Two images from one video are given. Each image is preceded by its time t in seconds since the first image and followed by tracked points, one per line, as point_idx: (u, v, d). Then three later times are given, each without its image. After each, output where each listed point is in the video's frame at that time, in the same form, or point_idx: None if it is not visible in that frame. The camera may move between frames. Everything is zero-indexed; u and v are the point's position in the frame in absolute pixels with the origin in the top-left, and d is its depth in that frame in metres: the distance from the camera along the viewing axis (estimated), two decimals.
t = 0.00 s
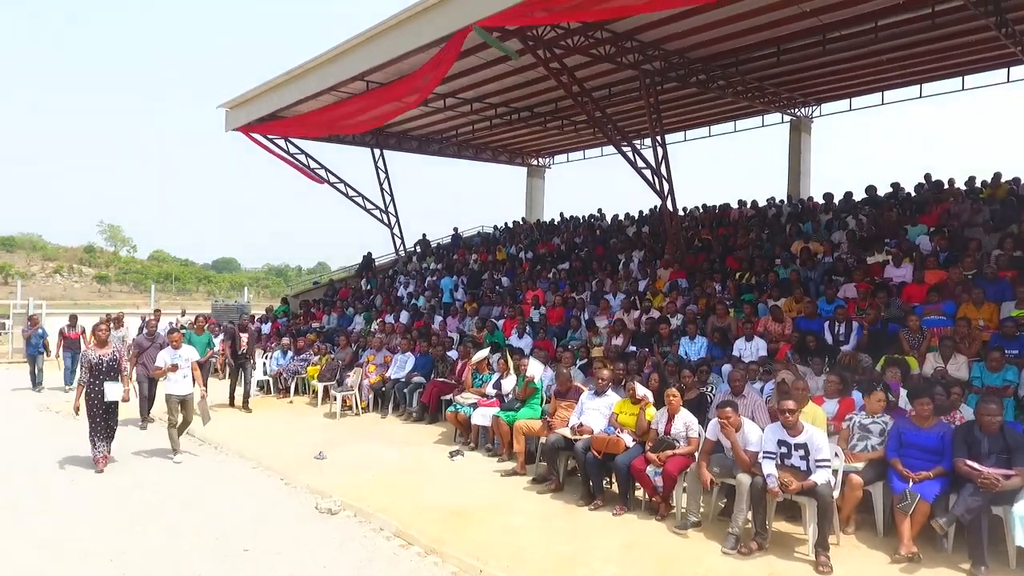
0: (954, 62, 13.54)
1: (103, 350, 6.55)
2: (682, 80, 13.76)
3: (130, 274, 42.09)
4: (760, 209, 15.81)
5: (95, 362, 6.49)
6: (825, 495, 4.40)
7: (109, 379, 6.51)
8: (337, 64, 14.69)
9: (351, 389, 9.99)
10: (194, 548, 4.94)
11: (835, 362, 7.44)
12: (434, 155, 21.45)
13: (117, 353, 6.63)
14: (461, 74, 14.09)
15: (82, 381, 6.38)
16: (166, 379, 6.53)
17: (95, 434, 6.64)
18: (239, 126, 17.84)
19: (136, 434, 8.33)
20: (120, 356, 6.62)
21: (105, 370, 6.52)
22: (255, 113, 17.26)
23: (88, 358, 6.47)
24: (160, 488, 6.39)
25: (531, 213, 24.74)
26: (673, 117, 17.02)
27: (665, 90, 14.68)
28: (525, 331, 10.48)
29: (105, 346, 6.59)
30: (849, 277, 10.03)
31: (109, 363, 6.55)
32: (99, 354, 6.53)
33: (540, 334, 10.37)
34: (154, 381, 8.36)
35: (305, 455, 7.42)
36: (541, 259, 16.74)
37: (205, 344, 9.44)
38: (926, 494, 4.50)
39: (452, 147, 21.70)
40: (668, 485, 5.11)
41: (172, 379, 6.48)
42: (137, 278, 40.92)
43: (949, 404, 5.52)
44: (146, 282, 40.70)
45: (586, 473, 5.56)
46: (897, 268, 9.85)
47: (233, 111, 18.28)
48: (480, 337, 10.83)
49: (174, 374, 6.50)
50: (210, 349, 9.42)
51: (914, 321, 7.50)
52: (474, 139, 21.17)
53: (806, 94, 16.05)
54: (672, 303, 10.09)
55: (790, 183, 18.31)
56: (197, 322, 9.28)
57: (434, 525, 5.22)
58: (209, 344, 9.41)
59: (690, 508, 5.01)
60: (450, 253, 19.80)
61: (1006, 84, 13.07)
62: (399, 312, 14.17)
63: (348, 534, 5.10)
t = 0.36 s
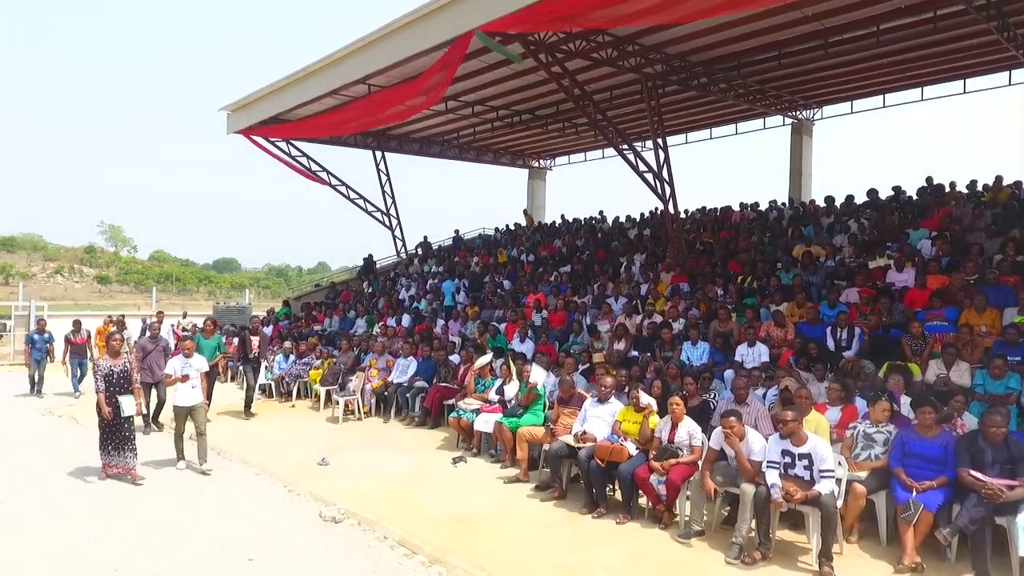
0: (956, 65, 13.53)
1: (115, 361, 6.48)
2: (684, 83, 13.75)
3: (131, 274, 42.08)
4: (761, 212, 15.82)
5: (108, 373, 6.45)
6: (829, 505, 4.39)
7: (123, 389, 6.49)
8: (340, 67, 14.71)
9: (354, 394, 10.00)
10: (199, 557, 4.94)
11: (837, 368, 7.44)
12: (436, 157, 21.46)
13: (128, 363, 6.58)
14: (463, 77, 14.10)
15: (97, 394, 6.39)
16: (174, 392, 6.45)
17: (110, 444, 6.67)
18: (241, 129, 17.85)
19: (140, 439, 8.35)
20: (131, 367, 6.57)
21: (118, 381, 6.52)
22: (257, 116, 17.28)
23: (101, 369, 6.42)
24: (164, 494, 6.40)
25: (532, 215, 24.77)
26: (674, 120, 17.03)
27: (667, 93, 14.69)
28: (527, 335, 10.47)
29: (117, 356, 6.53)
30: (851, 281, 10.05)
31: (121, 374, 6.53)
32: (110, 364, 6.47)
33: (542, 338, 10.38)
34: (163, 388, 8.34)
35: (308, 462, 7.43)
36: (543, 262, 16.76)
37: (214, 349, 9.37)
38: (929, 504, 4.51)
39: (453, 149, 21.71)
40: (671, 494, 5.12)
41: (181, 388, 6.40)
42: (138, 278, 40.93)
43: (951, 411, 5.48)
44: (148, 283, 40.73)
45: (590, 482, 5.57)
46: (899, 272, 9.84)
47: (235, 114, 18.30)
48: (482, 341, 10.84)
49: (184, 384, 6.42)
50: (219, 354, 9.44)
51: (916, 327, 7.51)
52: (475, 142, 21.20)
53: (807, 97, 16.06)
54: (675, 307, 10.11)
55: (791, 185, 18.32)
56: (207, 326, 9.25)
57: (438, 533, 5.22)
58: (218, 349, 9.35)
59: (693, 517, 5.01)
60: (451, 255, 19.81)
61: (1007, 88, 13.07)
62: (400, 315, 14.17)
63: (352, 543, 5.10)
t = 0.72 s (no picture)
0: (956, 69, 13.55)
1: (134, 367, 6.39)
2: (685, 87, 13.76)
3: (132, 274, 42.06)
4: (762, 215, 15.84)
5: (127, 381, 6.35)
6: (832, 515, 4.40)
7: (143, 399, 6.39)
8: (341, 71, 14.74)
9: (355, 398, 9.99)
10: (203, 564, 4.94)
11: (839, 375, 7.46)
12: (436, 159, 21.47)
13: (147, 371, 6.49)
14: (465, 81, 14.12)
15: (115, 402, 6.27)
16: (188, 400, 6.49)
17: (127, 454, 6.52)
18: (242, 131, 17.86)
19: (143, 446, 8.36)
20: (150, 375, 6.48)
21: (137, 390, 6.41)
22: (258, 119, 17.29)
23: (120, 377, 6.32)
24: (168, 500, 6.41)
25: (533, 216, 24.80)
26: (675, 122, 17.03)
27: (668, 96, 14.69)
28: (528, 340, 10.48)
29: (137, 363, 6.44)
30: (853, 286, 10.07)
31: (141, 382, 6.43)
32: (129, 371, 6.37)
33: (543, 342, 10.39)
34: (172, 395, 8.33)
35: (311, 467, 7.43)
36: (544, 265, 16.78)
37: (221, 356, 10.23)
38: (932, 514, 4.53)
39: (454, 151, 21.71)
40: (674, 503, 5.12)
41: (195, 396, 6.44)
42: (138, 279, 40.90)
43: (952, 419, 5.45)
44: (148, 283, 40.74)
45: (592, 489, 5.57)
46: (900, 277, 9.84)
47: (236, 116, 18.31)
48: (483, 345, 10.85)
49: (199, 393, 6.47)
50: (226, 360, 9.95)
51: (917, 333, 7.51)
52: (476, 144, 21.22)
53: (808, 100, 16.07)
54: (676, 312, 10.13)
55: (792, 187, 18.33)
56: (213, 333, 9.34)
57: (441, 541, 5.23)
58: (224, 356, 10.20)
59: (696, 525, 5.01)
60: (452, 257, 19.82)
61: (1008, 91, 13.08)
62: (402, 318, 14.19)
63: (355, 552, 5.11)
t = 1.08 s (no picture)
0: (957, 72, 13.56)
1: (146, 379, 6.04)
2: (685, 90, 13.77)
3: (133, 274, 42.08)
4: (763, 217, 15.88)
5: (137, 393, 6.00)
6: (832, 523, 4.44)
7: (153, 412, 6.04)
8: (343, 75, 14.78)
9: (357, 402, 10.01)
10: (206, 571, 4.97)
11: (839, 380, 7.49)
12: (438, 161, 21.51)
13: (159, 381, 6.13)
14: (466, 84, 14.18)
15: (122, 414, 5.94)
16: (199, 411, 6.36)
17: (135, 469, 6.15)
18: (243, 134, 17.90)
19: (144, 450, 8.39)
20: (163, 386, 6.11)
21: (148, 402, 6.05)
22: (260, 122, 17.33)
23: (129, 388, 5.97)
24: (171, 505, 6.44)
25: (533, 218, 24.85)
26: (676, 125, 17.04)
27: (669, 99, 14.69)
28: (529, 344, 10.51)
29: (148, 374, 6.08)
30: (853, 290, 10.09)
31: (152, 393, 6.06)
32: (140, 383, 6.01)
33: (545, 346, 10.42)
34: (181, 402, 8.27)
35: (314, 473, 7.46)
36: (545, 267, 16.81)
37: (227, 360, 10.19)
38: (931, 522, 4.56)
39: (455, 153, 21.74)
40: (675, 509, 5.15)
41: (207, 408, 6.32)
42: (139, 279, 40.85)
43: (951, 426, 5.48)
44: (149, 283, 40.78)
45: (594, 496, 5.60)
46: (900, 281, 9.86)
47: (237, 119, 18.36)
48: (484, 349, 10.88)
49: (209, 405, 6.35)
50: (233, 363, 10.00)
51: (917, 339, 7.54)
52: (477, 146, 21.26)
53: (808, 103, 16.09)
54: (677, 316, 10.17)
55: (792, 190, 18.36)
56: (220, 337, 9.47)
57: (445, 548, 5.26)
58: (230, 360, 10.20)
59: (697, 532, 5.05)
60: (453, 259, 19.85)
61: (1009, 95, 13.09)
62: (403, 321, 14.21)
63: (358, 558, 5.14)
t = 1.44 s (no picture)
0: (955, 76, 13.59)
1: (153, 387, 6.06)
2: (684, 93, 13.78)
3: (133, 274, 42.09)
4: (762, 220, 15.92)
5: (144, 400, 6.01)
6: (829, 532, 4.46)
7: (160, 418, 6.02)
8: (343, 79, 14.84)
9: (357, 406, 10.04)
10: None
11: (837, 386, 7.52)
12: (437, 163, 21.54)
13: (166, 389, 6.13)
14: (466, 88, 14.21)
15: (131, 422, 5.92)
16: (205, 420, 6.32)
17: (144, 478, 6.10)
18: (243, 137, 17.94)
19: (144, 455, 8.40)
20: (169, 393, 6.11)
21: (155, 409, 6.05)
22: (260, 125, 17.37)
23: (136, 396, 5.99)
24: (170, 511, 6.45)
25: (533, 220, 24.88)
26: (675, 128, 17.06)
27: (669, 102, 14.70)
28: (528, 348, 10.53)
29: (154, 382, 6.10)
30: (851, 293, 10.12)
31: (159, 400, 6.07)
32: (147, 391, 6.04)
33: (544, 350, 10.45)
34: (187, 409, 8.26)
35: (313, 479, 7.47)
36: (544, 270, 16.83)
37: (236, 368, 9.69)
38: (927, 530, 4.58)
39: (455, 155, 21.77)
40: (673, 517, 5.17)
41: (214, 415, 6.27)
42: (139, 279, 40.80)
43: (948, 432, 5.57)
44: (149, 284, 40.77)
45: (592, 503, 5.63)
46: (899, 285, 9.89)
47: (237, 122, 18.40)
48: (483, 353, 10.90)
49: (216, 412, 6.30)
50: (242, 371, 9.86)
51: (915, 344, 7.56)
52: (477, 148, 21.29)
53: (807, 106, 16.11)
54: (676, 320, 10.21)
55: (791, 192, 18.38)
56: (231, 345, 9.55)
57: (445, 555, 5.28)
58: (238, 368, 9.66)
59: (695, 540, 5.07)
60: (453, 262, 19.87)
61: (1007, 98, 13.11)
62: (403, 324, 14.23)
63: (358, 565, 5.16)
